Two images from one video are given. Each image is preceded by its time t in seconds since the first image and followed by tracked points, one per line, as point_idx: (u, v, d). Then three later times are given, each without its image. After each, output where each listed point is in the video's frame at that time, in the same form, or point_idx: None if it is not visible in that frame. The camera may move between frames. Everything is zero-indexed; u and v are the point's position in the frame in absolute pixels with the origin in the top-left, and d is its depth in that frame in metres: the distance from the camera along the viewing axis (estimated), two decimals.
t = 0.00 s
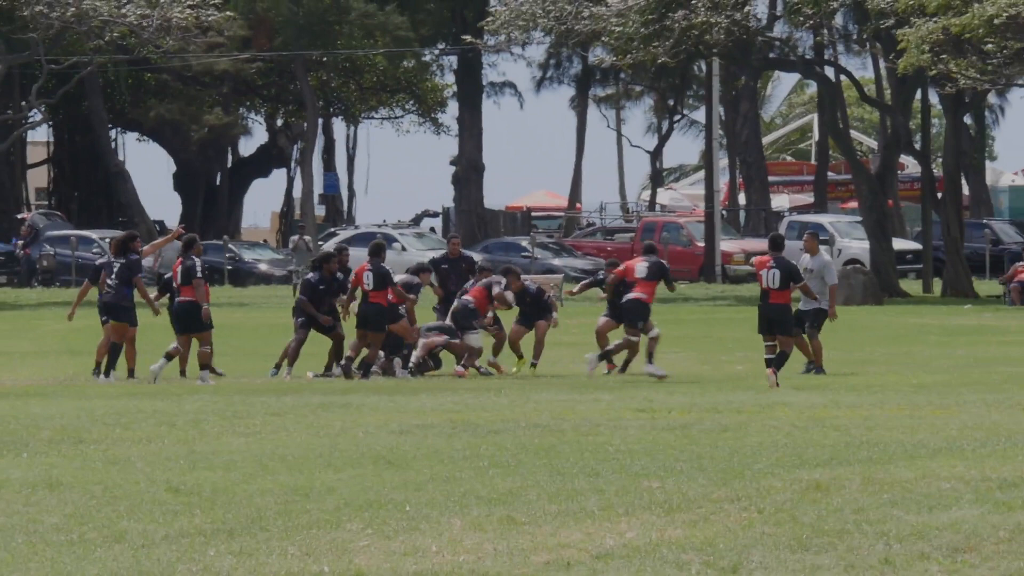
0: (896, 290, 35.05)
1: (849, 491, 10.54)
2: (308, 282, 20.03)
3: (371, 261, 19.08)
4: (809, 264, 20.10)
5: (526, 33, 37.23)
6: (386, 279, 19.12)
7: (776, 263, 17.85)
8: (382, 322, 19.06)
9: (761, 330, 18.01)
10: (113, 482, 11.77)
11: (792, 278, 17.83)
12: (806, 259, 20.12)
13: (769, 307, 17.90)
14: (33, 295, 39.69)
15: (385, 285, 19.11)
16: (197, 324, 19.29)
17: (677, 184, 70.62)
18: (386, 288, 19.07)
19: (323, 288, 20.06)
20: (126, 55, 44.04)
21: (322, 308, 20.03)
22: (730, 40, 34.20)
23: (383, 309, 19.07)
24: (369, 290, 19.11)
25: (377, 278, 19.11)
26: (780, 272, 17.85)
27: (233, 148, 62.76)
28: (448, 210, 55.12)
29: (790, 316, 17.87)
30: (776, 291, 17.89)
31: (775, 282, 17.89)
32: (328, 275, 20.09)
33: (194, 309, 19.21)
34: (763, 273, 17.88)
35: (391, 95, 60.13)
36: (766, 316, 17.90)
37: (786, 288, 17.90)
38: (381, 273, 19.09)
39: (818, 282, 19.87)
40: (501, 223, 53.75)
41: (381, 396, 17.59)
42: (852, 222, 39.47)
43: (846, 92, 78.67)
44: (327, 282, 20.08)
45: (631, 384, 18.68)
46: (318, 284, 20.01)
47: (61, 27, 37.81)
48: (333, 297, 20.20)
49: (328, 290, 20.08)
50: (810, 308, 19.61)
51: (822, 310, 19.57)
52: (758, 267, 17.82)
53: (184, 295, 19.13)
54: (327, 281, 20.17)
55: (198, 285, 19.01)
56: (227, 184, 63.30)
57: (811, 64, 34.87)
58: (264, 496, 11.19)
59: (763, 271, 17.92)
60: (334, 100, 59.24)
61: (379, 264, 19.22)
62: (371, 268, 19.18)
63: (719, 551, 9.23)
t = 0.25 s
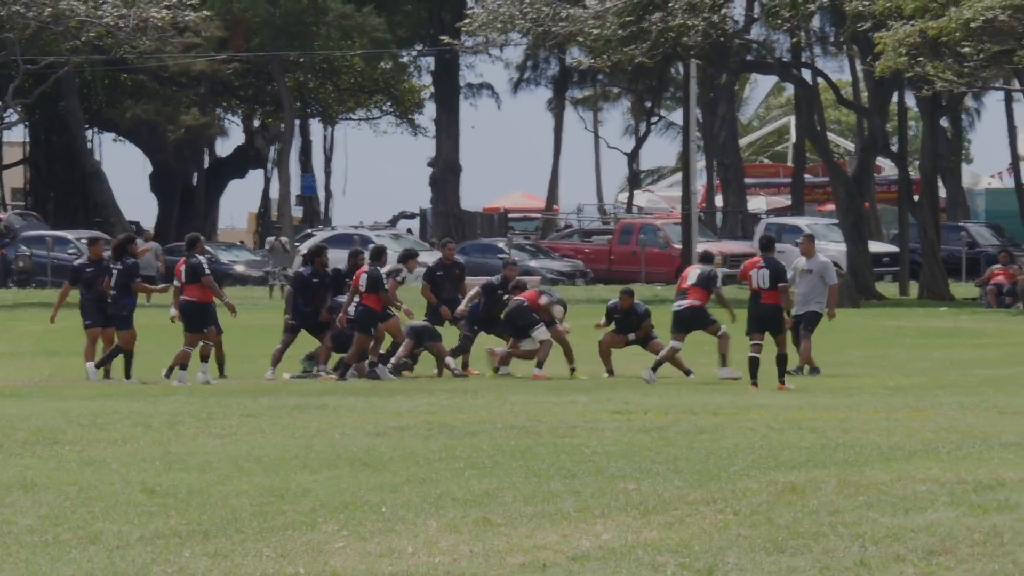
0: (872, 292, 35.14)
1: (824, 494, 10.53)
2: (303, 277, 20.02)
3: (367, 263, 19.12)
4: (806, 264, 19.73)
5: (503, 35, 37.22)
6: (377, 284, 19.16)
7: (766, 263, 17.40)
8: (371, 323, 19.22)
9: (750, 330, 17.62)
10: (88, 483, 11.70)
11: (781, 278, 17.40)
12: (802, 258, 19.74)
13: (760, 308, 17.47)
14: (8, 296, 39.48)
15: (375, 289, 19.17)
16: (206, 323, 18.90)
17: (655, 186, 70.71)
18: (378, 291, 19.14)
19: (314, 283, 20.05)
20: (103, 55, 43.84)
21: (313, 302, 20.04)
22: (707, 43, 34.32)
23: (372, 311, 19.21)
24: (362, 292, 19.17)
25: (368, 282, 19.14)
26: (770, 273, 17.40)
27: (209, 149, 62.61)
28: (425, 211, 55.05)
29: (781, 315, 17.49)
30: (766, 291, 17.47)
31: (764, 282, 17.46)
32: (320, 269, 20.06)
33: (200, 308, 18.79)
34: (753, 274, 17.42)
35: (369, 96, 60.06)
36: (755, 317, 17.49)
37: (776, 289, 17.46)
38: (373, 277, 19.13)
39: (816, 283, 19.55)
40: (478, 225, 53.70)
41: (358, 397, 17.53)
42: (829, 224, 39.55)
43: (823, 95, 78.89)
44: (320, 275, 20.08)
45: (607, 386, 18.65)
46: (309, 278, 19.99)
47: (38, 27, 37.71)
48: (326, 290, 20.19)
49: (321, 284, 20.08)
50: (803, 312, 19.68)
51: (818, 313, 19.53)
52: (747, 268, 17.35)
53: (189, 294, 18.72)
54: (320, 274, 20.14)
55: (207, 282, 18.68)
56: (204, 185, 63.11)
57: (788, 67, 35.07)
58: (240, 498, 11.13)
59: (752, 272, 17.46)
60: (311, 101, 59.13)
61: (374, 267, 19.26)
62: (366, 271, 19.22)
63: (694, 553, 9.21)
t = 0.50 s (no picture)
0: (817, 292, 35.29)
1: (768, 493, 10.51)
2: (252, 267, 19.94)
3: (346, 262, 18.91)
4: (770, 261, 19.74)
5: (449, 34, 37.06)
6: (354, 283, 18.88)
7: (728, 264, 17.26)
8: (345, 324, 19.05)
9: (713, 331, 17.53)
10: (30, 481, 11.51)
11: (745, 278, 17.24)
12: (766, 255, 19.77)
13: (723, 308, 17.34)
14: None
15: (354, 289, 18.93)
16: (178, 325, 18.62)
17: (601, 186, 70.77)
18: (354, 291, 18.90)
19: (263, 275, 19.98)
20: (47, 51, 43.36)
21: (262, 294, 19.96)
22: (653, 42, 34.36)
23: (346, 310, 19.05)
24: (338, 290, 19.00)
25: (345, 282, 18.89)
26: (733, 273, 17.24)
27: (154, 146, 62.11)
28: (371, 210, 54.78)
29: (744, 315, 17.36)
30: (729, 292, 17.29)
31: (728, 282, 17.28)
32: (269, 260, 19.93)
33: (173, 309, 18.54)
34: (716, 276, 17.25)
35: (315, 94, 59.72)
36: (718, 318, 17.35)
37: (739, 288, 17.30)
38: (352, 277, 18.86)
39: (779, 279, 19.63)
40: (424, 224, 53.53)
41: (302, 395, 17.40)
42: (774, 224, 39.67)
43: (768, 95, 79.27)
44: (269, 266, 19.96)
45: (552, 385, 18.60)
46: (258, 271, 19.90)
47: None
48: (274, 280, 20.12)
49: (270, 274, 19.99)
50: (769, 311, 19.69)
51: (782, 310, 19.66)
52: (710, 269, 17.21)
53: (163, 295, 18.47)
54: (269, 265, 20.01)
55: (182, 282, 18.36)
56: (149, 183, 62.53)
57: (734, 67, 34.97)
58: (183, 496, 10.98)
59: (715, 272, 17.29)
60: (256, 99, 58.71)
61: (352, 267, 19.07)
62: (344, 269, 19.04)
63: (638, 553, 9.16)
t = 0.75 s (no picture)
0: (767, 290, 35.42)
1: (720, 491, 10.49)
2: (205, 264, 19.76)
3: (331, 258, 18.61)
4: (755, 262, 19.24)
5: (398, 33, 36.91)
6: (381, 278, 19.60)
7: (694, 261, 17.33)
8: (329, 319, 18.82)
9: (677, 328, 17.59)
10: None
11: (710, 275, 17.34)
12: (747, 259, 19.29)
13: (685, 304, 17.41)
14: None
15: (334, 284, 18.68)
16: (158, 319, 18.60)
17: (551, 183, 70.78)
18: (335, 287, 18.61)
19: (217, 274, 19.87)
20: None
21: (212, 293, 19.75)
22: (603, 41, 34.28)
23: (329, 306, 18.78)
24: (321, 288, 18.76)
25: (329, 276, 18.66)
26: (698, 270, 17.34)
27: (103, 145, 61.57)
28: (321, 209, 54.49)
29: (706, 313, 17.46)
30: (692, 288, 17.38)
31: (692, 279, 17.38)
32: (220, 260, 19.85)
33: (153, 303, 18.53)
34: (681, 272, 17.33)
35: (264, 93, 59.36)
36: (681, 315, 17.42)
37: (702, 286, 17.38)
38: (336, 272, 18.62)
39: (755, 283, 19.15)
40: (374, 223, 53.28)
41: (252, 394, 17.25)
42: (724, 222, 39.74)
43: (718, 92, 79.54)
44: (219, 266, 19.90)
45: (504, 383, 18.52)
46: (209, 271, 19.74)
47: None
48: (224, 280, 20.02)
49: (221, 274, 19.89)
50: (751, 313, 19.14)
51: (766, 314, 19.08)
52: (675, 265, 17.30)
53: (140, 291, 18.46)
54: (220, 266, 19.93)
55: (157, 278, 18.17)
56: (98, 182, 61.99)
57: (684, 65, 35.20)
58: (133, 494, 10.84)
59: (680, 269, 17.35)
60: (205, 97, 58.31)
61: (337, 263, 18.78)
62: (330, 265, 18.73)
63: (589, 551, 9.10)
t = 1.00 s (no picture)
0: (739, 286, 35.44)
1: (693, 488, 10.46)
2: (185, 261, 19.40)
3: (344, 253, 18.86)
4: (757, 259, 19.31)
5: (371, 28, 36.83)
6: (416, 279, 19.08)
7: (676, 261, 17.56)
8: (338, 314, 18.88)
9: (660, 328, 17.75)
10: None
11: (692, 275, 17.58)
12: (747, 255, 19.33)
13: (667, 303, 17.61)
14: None
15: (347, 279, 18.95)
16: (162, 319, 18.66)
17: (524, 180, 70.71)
18: (346, 279, 18.92)
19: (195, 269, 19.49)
20: None
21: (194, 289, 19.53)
22: (575, 38, 34.14)
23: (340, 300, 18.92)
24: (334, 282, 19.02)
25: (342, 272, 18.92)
26: (681, 270, 17.58)
27: (76, 142, 61.20)
28: (294, 206, 54.28)
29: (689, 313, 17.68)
30: (675, 287, 17.63)
31: (675, 279, 17.62)
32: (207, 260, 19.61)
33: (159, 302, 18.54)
34: (664, 270, 17.55)
35: (237, 90, 59.12)
36: (664, 313, 17.63)
37: (685, 285, 17.61)
38: (348, 267, 18.86)
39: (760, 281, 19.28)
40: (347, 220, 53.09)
41: (225, 390, 17.15)
42: (698, 219, 39.71)
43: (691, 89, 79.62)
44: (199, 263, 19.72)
45: (477, 380, 18.47)
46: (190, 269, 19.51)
47: None
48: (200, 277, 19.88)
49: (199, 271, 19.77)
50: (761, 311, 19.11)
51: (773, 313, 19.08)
52: (657, 264, 17.51)
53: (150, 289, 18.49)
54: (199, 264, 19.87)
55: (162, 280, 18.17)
56: (71, 179, 61.62)
57: (657, 61, 35.04)
58: (106, 491, 10.75)
59: (664, 268, 17.59)
60: (178, 94, 58.01)
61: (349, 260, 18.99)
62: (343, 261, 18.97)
63: (562, 548, 9.06)
